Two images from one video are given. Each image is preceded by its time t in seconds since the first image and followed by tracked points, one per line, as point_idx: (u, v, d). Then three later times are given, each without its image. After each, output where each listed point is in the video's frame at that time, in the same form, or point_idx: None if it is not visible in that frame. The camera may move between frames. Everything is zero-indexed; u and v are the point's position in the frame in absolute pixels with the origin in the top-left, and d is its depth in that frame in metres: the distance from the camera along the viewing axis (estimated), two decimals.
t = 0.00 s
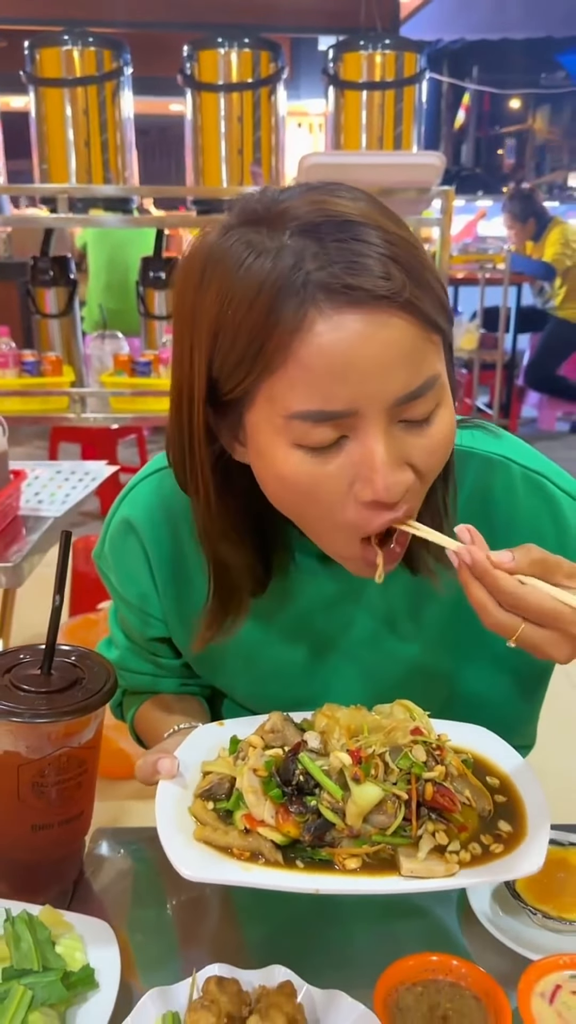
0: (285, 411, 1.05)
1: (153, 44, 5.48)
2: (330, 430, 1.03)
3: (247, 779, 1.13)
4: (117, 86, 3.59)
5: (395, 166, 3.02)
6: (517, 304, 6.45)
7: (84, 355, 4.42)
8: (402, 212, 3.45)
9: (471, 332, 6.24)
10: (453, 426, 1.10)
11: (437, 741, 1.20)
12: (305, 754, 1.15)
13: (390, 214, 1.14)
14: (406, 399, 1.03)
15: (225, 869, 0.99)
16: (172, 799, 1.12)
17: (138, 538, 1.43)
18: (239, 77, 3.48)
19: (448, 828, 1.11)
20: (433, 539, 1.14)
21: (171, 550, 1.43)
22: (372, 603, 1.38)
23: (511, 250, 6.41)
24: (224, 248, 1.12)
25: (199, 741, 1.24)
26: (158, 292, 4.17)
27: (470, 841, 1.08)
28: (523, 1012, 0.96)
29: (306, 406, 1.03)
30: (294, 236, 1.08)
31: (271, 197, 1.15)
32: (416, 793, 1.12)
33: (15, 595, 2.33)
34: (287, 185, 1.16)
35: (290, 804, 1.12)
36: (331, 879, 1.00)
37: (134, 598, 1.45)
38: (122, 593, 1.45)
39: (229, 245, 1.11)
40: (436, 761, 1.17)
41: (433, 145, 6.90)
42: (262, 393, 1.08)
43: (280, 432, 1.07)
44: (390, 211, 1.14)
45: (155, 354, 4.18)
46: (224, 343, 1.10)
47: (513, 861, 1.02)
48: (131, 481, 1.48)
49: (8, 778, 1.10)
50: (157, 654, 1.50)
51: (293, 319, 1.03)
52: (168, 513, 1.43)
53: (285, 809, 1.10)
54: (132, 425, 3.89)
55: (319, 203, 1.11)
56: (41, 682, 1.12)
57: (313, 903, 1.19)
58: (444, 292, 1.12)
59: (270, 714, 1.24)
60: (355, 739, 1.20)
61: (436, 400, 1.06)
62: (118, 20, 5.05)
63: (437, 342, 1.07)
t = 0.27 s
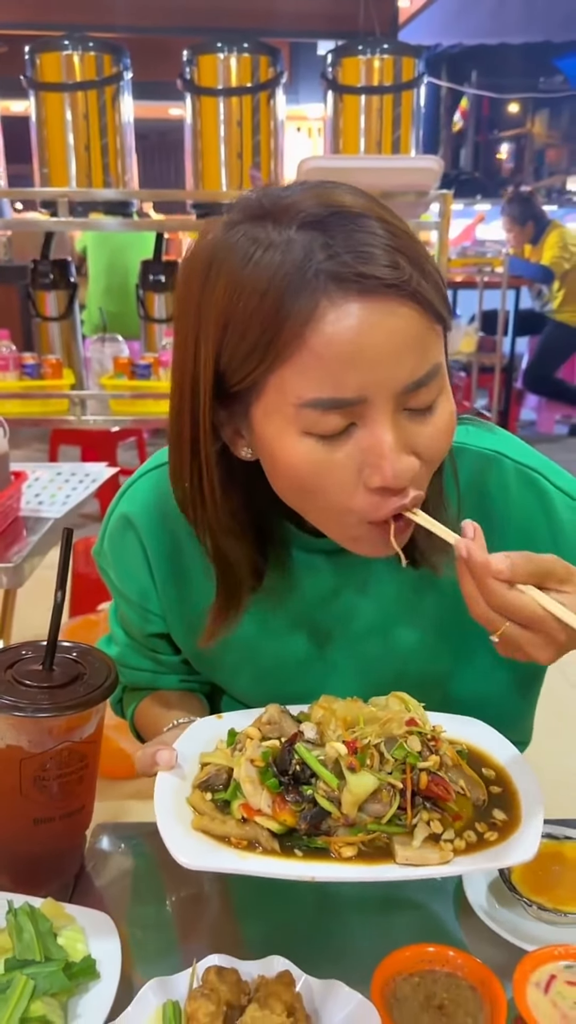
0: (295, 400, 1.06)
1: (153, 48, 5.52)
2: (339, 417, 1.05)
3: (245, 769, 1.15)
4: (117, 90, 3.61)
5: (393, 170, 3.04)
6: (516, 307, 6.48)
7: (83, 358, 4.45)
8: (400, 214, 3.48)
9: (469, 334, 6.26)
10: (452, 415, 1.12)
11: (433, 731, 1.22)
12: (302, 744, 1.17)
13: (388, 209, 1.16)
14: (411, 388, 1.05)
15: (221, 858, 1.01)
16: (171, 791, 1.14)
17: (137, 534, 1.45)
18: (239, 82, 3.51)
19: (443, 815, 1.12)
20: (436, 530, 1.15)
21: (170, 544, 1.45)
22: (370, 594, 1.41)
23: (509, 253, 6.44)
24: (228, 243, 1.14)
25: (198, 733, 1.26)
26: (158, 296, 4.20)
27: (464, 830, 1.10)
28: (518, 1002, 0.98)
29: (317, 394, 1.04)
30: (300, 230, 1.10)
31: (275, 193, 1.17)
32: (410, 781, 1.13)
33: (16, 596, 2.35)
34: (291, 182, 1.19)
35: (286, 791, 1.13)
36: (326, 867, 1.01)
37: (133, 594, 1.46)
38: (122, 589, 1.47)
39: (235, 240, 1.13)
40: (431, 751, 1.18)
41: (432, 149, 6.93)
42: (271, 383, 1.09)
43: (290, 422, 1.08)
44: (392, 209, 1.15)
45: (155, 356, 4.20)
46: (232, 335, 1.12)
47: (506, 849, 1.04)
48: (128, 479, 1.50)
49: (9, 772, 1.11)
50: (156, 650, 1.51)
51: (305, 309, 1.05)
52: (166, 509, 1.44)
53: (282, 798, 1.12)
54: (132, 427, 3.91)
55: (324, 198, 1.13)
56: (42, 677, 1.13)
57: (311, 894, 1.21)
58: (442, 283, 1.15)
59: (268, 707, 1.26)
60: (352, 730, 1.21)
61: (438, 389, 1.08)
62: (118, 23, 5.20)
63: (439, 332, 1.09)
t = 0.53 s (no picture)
0: (272, 385, 1.09)
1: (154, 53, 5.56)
2: (312, 406, 1.07)
3: (237, 758, 1.17)
4: (118, 95, 3.64)
5: (393, 174, 3.06)
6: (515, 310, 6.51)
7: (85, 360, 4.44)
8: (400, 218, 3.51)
9: (469, 338, 6.29)
10: (432, 416, 1.13)
11: (424, 727, 1.24)
12: (293, 736, 1.19)
13: (389, 210, 1.18)
14: (389, 384, 1.07)
15: (212, 845, 1.03)
16: (164, 777, 1.17)
17: (137, 529, 1.47)
18: (239, 87, 3.53)
19: (432, 808, 1.14)
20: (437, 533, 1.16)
21: (168, 538, 1.47)
22: (366, 591, 1.42)
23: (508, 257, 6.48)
24: (224, 232, 1.17)
25: (193, 726, 1.28)
26: (158, 299, 4.23)
27: (453, 821, 1.12)
28: (512, 990, 0.99)
29: (294, 380, 1.07)
30: (294, 222, 1.13)
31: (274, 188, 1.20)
32: (401, 775, 1.15)
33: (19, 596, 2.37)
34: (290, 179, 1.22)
35: (277, 782, 1.15)
36: (316, 855, 1.03)
37: (132, 589, 1.49)
38: (121, 583, 1.50)
39: (229, 229, 1.16)
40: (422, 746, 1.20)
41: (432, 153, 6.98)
42: (251, 368, 1.12)
43: (268, 407, 1.11)
44: (391, 212, 1.18)
45: (156, 359, 4.22)
46: (218, 318, 1.15)
47: (493, 842, 1.05)
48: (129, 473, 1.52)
49: (13, 767, 1.13)
50: (155, 645, 1.53)
51: (285, 297, 1.08)
52: (164, 502, 1.46)
53: (272, 788, 1.14)
54: (133, 429, 3.93)
55: (320, 194, 1.16)
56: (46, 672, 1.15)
57: (307, 885, 1.23)
58: (436, 290, 1.17)
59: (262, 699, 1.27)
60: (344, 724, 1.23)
61: (419, 388, 1.10)
62: (119, 29, 5.35)
63: (424, 333, 1.11)
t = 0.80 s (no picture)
0: (273, 381, 1.12)
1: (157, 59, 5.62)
2: (313, 400, 1.10)
3: (229, 749, 1.19)
4: (121, 102, 3.68)
5: (393, 179, 3.09)
6: (516, 315, 6.54)
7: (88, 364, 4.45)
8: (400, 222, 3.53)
9: (470, 342, 6.33)
10: (431, 416, 1.16)
11: (416, 720, 1.26)
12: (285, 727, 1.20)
13: (395, 213, 1.20)
14: (387, 383, 1.09)
15: (205, 833, 1.05)
16: (158, 768, 1.18)
17: (140, 523, 1.49)
18: (241, 93, 3.56)
19: (422, 800, 1.15)
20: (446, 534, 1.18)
21: (171, 533, 1.49)
22: (368, 586, 1.44)
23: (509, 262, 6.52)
24: (230, 229, 1.19)
25: (188, 718, 1.30)
26: (161, 304, 4.25)
27: (443, 813, 1.13)
28: (510, 980, 1.01)
29: (295, 378, 1.10)
30: (300, 222, 1.15)
31: (281, 188, 1.23)
32: (391, 766, 1.17)
33: (22, 597, 2.38)
34: (296, 178, 1.24)
35: (269, 772, 1.17)
36: (305, 845, 1.05)
37: (135, 583, 1.52)
38: (125, 577, 1.52)
39: (235, 225, 1.19)
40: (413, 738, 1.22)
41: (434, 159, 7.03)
42: (254, 363, 1.14)
43: (267, 402, 1.14)
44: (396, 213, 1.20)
45: (158, 363, 4.25)
46: (223, 313, 1.17)
47: (483, 833, 1.07)
48: (134, 469, 1.55)
49: (19, 759, 1.15)
50: (158, 639, 1.56)
51: (288, 294, 1.10)
52: (169, 499, 1.49)
53: (264, 778, 1.16)
54: (135, 433, 3.96)
55: (325, 194, 1.18)
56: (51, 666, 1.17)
57: (307, 876, 1.25)
58: (439, 291, 1.18)
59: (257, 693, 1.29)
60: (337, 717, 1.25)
61: (417, 387, 1.13)
62: (122, 36, 5.44)
63: (423, 332, 1.13)
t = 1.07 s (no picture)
0: (283, 383, 1.14)
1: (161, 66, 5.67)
2: (321, 401, 1.12)
3: (230, 742, 1.20)
4: (126, 107, 3.70)
5: (396, 183, 3.12)
6: (518, 319, 6.57)
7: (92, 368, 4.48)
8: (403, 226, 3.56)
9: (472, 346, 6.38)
10: (435, 415, 1.18)
11: (415, 713, 1.27)
12: (285, 720, 1.22)
13: (402, 216, 1.22)
14: (394, 384, 1.11)
15: (206, 824, 1.07)
16: (161, 762, 1.20)
17: (148, 519, 1.50)
18: (244, 99, 3.59)
19: (420, 792, 1.17)
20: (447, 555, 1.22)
21: (179, 530, 1.50)
22: (370, 584, 1.46)
23: (511, 267, 6.56)
24: (243, 230, 1.21)
25: (190, 712, 1.32)
26: (164, 307, 4.28)
27: (441, 805, 1.15)
28: (509, 969, 1.03)
29: (303, 380, 1.12)
30: (310, 224, 1.17)
31: (290, 190, 1.25)
32: (389, 759, 1.18)
33: (28, 596, 2.40)
34: (306, 180, 1.26)
35: (268, 764, 1.18)
36: (305, 836, 1.07)
37: (142, 577, 1.53)
38: (132, 571, 1.54)
39: (247, 225, 1.21)
40: (412, 732, 1.23)
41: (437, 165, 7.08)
42: (265, 364, 1.17)
43: (277, 402, 1.16)
44: (401, 212, 1.22)
45: (162, 366, 4.28)
46: (235, 313, 1.19)
47: (482, 826, 1.09)
48: (142, 465, 1.56)
49: (26, 752, 1.17)
50: (163, 633, 1.57)
51: (298, 298, 1.12)
52: (178, 496, 1.50)
53: (264, 770, 1.17)
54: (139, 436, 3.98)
55: (332, 195, 1.20)
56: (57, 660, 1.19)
57: (309, 866, 1.27)
58: (443, 291, 1.20)
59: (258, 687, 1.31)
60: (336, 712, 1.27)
61: (423, 388, 1.15)
62: (126, 41, 5.55)
63: (430, 335, 1.15)
